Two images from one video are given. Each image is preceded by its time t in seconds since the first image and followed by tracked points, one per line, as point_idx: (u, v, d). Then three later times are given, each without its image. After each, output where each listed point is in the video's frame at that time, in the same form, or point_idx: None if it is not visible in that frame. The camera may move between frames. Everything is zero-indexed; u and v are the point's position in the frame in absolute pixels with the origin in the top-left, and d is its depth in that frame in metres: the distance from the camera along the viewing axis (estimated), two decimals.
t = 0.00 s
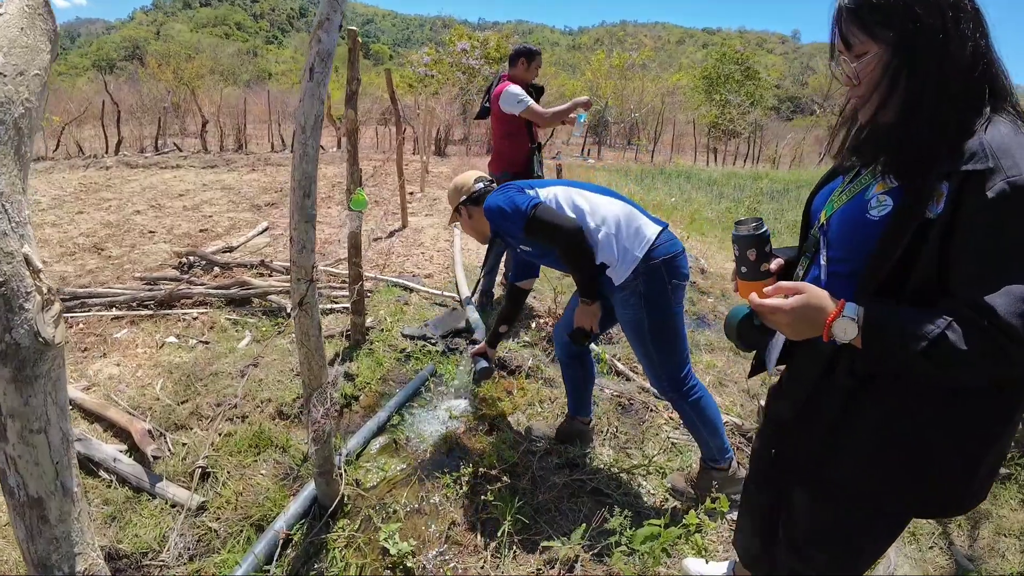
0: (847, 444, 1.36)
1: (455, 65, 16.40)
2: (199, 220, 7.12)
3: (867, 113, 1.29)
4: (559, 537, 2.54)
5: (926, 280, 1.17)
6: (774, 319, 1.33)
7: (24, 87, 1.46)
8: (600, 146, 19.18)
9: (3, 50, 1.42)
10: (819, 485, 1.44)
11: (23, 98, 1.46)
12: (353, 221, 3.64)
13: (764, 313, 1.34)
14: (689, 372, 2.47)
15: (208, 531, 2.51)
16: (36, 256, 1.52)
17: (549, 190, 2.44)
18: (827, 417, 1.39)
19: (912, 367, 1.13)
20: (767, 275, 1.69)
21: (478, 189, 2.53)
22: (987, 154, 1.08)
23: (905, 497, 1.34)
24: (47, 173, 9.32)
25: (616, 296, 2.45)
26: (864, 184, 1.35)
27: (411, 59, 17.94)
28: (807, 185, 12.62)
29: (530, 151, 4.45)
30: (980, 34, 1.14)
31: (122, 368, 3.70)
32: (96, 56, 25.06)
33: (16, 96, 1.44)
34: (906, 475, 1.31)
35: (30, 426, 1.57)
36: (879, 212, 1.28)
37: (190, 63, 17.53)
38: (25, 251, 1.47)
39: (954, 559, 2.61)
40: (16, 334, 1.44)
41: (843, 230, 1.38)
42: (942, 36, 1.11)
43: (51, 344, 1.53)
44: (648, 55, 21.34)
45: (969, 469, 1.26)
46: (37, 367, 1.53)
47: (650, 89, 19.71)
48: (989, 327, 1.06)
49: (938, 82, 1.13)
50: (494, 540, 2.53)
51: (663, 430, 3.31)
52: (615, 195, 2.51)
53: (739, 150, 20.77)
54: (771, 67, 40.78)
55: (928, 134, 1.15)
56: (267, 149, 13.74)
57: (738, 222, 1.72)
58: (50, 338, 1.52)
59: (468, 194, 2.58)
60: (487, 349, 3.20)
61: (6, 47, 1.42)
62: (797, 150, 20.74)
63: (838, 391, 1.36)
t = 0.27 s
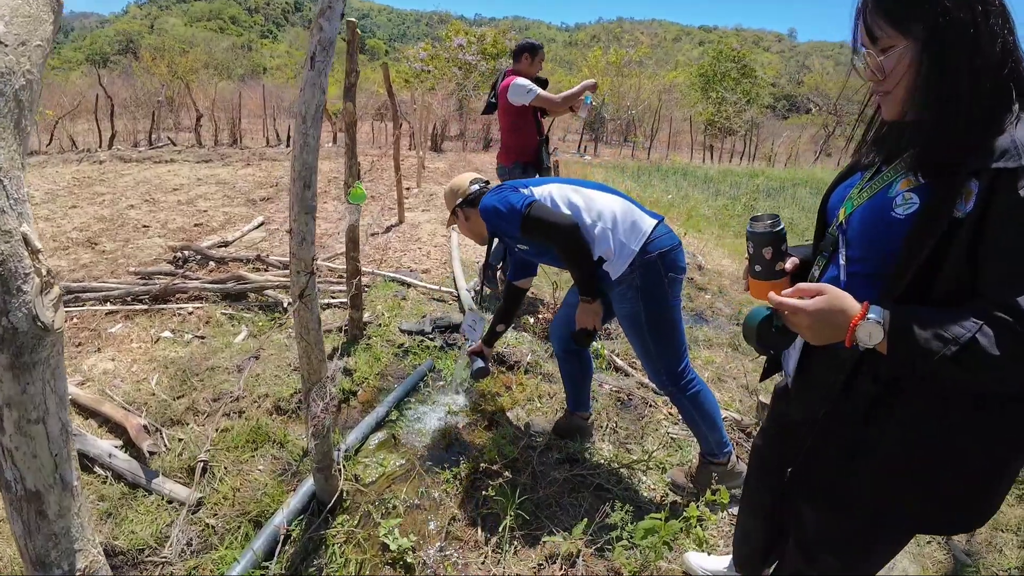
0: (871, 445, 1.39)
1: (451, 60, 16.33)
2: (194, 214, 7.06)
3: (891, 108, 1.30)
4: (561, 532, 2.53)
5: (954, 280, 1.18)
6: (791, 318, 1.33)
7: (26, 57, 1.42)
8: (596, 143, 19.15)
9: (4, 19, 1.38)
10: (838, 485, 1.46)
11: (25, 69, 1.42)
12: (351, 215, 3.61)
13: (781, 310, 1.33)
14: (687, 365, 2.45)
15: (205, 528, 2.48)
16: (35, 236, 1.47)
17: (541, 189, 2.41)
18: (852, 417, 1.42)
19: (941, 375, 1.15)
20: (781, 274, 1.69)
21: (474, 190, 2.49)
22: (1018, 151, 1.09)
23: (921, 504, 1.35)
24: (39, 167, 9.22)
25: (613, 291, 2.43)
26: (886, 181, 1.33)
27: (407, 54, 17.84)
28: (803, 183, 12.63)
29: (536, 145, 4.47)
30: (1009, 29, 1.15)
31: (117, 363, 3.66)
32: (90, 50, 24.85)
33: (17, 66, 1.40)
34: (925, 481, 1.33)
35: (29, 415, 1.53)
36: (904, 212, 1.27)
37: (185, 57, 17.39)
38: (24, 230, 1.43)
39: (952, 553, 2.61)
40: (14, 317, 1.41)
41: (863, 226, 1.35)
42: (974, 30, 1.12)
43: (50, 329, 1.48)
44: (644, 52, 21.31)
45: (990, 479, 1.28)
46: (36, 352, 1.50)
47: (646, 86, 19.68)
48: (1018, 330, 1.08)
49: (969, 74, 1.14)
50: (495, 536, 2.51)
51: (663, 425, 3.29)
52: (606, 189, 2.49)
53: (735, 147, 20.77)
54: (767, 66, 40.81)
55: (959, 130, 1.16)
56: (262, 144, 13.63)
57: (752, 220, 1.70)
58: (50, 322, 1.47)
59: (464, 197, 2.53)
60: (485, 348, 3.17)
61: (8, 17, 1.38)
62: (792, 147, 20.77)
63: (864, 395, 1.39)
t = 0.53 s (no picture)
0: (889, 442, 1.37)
1: (446, 53, 16.24)
2: (187, 206, 6.98)
3: (912, 101, 1.30)
4: (563, 523, 2.52)
5: (977, 277, 1.20)
6: (807, 312, 1.33)
7: (37, 19, 1.39)
8: (591, 138, 19.10)
9: None
10: (849, 483, 1.45)
11: (37, 31, 1.40)
12: (350, 206, 3.57)
13: (797, 305, 1.33)
14: (686, 356, 2.43)
15: (204, 520, 2.45)
16: (43, 205, 1.46)
17: (540, 180, 2.38)
18: (871, 414, 1.40)
19: (963, 375, 1.17)
20: (794, 271, 1.68)
21: (474, 183, 2.46)
22: None
23: (934, 505, 1.34)
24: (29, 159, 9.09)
25: (614, 281, 2.40)
26: (906, 175, 1.33)
27: (402, 47, 17.72)
28: (798, 178, 12.64)
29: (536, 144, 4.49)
30: None
31: (111, 354, 3.61)
32: (82, 41, 24.60)
33: (30, 27, 1.37)
34: (941, 482, 1.32)
35: (35, 396, 1.50)
36: (926, 205, 1.27)
37: (176, 48, 17.20)
38: (32, 199, 1.41)
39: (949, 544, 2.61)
40: (22, 291, 1.37)
41: (881, 219, 1.35)
42: (1000, 24, 1.11)
43: (59, 304, 1.46)
44: (640, 47, 21.26)
45: (1007, 481, 1.27)
46: (44, 329, 1.46)
47: (642, 81, 19.64)
48: None
49: (996, 67, 1.13)
50: (497, 527, 2.49)
51: (662, 417, 3.28)
52: (605, 179, 2.47)
53: (730, 143, 20.78)
54: (761, 62, 40.85)
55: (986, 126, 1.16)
56: (255, 137, 13.51)
57: (767, 212, 1.71)
58: (58, 298, 1.44)
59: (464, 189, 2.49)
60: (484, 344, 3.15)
61: None
62: (787, 143, 20.79)
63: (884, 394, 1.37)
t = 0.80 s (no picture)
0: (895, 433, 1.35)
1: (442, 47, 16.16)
2: (182, 199, 6.91)
3: (927, 90, 1.27)
4: (565, 515, 2.50)
5: (991, 269, 1.19)
6: (816, 300, 1.29)
7: None
8: (587, 132, 19.06)
9: None
10: (851, 475, 1.43)
11: None
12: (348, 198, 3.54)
13: (806, 293, 1.29)
14: (688, 347, 2.42)
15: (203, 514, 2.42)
16: (47, 175, 1.43)
17: (542, 170, 2.35)
18: (878, 406, 1.38)
19: (971, 368, 1.16)
20: (803, 261, 1.68)
21: (475, 173, 2.43)
22: None
23: (939, 496, 1.33)
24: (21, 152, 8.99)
25: (617, 272, 2.38)
26: (920, 165, 1.28)
27: (397, 40, 17.60)
28: (795, 173, 12.64)
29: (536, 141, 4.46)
30: None
31: (106, 348, 3.57)
32: (74, 34, 24.36)
33: None
34: (948, 474, 1.30)
35: (35, 379, 1.47)
36: (941, 196, 1.22)
37: (170, 41, 17.04)
38: (35, 168, 1.39)
39: (950, 537, 2.60)
40: (22, 267, 1.35)
41: (895, 208, 1.29)
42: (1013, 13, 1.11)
43: (60, 282, 1.43)
44: (636, 41, 21.20)
45: (1014, 474, 1.26)
46: (44, 307, 1.43)
47: (638, 76, 19.59)
48: None
49: (1009, 56, 1.11)
50: (498, 520, 2.48)
51: (662, 410, 3.27)
52: (606, 169, 2.44)
53: (726, 138, 20.77)
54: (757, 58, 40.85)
55: (1001, 116, 1.14)
56: (250, 130, 13.40)
57: (777, 201, 1.71)
58: (60, 273, 1.42)
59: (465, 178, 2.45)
60: (484, 336, 3.10)
61: None
62: (783, 139, 20.81)
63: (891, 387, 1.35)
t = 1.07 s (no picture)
0: (897, 433, 1.34)
1: (438, 40, 16.07)
2: (175, 193, 6.85)
3: (938, 87, 1.26)
4: (563, 511, 2.49)
5: (994, 268, 1.16)
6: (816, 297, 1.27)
7: None
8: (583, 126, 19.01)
9: None
10: (851, 473, 1.42)
11: None
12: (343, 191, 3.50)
13: (807, 290, 1.27)
14: (687, 343, 2.40)
15: (198, 512, 2.40)
16: (26, 165, 1.38)
17: (543, 162, 2.32)
18: (879, 404, 1.36)
19: (971, 368, 1.14)
20: (809, 254, 1.67)
21: (475, 154, 2.39)
22: None
23: (939, 495, 1.31)
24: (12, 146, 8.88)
25: (615, 266, 2.36)
26: (928, 160, 1.27)
27: (393, 33, 17.49)
28: (790, 168, 12.65)
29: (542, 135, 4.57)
30: None
31: (99, 344, 3.53)
32: (66, 26, 24.10)
33: None
34: (949, 473, 1.28)
35: (17, 382, 1.44)
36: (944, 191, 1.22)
37: (162, 34, 16.86)
38: (14, 156, 1.33)
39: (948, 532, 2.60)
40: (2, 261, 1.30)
41: (901, 202, 1.28)
42: None
43: (41, 278, 1.38)
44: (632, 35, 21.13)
45: (1015, 475, 1.25)
46: (25, 303, 1.39)
47: (635, 69, 19.54)
48: None
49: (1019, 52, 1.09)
50: (495, 516, 2.47)
51: (659, 404, 3.26)
52: (609, 159, 2.40)
53: (722, 132, 20.76)
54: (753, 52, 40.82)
55: (1012, 112, 1.12)
56: (244, 123, 13.29)
57: (785, 194, 1.70)
58: (39, 269, 1.37)
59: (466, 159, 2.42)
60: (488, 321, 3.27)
61: None
62: (778, 134, 20.82)
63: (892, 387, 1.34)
